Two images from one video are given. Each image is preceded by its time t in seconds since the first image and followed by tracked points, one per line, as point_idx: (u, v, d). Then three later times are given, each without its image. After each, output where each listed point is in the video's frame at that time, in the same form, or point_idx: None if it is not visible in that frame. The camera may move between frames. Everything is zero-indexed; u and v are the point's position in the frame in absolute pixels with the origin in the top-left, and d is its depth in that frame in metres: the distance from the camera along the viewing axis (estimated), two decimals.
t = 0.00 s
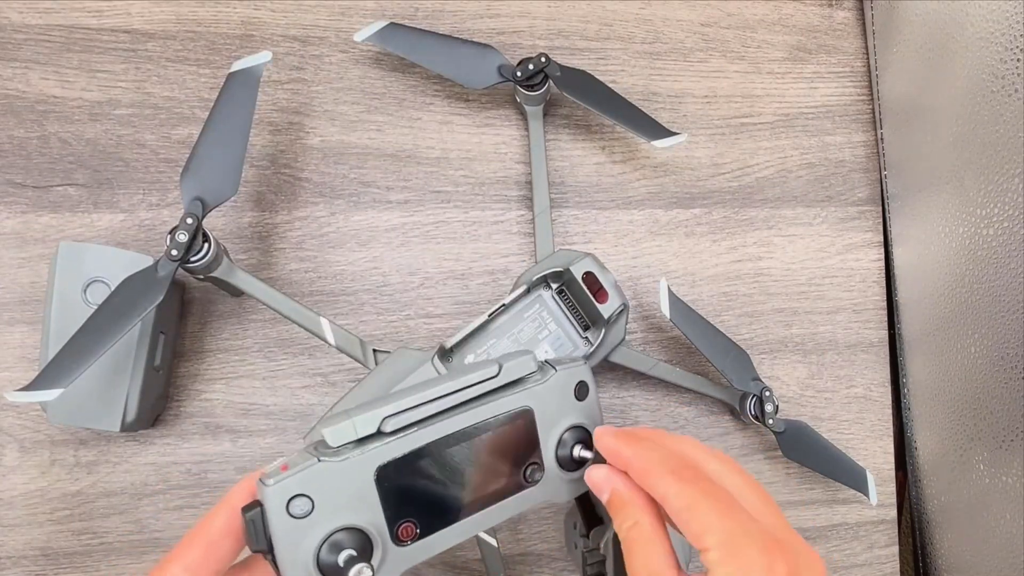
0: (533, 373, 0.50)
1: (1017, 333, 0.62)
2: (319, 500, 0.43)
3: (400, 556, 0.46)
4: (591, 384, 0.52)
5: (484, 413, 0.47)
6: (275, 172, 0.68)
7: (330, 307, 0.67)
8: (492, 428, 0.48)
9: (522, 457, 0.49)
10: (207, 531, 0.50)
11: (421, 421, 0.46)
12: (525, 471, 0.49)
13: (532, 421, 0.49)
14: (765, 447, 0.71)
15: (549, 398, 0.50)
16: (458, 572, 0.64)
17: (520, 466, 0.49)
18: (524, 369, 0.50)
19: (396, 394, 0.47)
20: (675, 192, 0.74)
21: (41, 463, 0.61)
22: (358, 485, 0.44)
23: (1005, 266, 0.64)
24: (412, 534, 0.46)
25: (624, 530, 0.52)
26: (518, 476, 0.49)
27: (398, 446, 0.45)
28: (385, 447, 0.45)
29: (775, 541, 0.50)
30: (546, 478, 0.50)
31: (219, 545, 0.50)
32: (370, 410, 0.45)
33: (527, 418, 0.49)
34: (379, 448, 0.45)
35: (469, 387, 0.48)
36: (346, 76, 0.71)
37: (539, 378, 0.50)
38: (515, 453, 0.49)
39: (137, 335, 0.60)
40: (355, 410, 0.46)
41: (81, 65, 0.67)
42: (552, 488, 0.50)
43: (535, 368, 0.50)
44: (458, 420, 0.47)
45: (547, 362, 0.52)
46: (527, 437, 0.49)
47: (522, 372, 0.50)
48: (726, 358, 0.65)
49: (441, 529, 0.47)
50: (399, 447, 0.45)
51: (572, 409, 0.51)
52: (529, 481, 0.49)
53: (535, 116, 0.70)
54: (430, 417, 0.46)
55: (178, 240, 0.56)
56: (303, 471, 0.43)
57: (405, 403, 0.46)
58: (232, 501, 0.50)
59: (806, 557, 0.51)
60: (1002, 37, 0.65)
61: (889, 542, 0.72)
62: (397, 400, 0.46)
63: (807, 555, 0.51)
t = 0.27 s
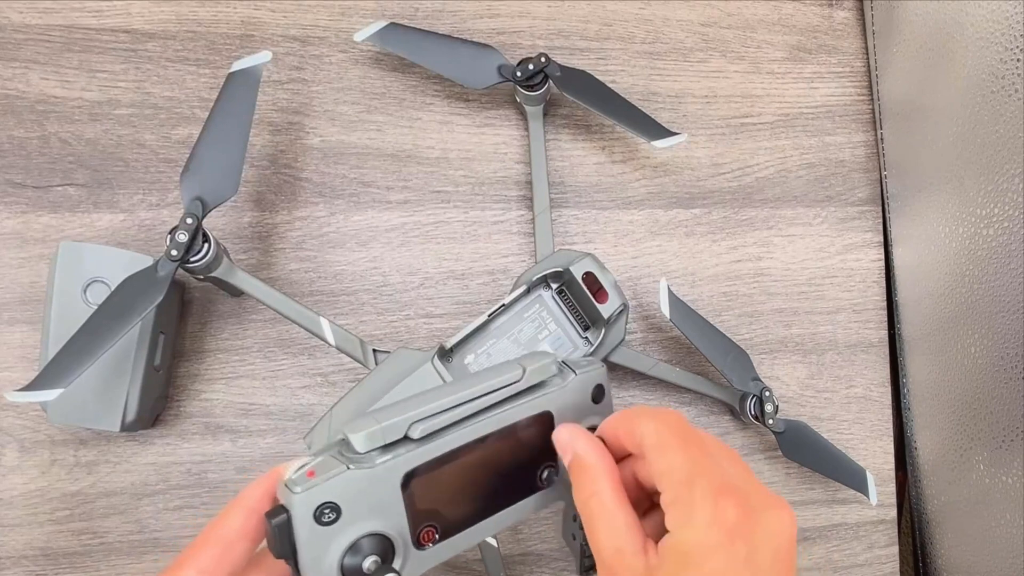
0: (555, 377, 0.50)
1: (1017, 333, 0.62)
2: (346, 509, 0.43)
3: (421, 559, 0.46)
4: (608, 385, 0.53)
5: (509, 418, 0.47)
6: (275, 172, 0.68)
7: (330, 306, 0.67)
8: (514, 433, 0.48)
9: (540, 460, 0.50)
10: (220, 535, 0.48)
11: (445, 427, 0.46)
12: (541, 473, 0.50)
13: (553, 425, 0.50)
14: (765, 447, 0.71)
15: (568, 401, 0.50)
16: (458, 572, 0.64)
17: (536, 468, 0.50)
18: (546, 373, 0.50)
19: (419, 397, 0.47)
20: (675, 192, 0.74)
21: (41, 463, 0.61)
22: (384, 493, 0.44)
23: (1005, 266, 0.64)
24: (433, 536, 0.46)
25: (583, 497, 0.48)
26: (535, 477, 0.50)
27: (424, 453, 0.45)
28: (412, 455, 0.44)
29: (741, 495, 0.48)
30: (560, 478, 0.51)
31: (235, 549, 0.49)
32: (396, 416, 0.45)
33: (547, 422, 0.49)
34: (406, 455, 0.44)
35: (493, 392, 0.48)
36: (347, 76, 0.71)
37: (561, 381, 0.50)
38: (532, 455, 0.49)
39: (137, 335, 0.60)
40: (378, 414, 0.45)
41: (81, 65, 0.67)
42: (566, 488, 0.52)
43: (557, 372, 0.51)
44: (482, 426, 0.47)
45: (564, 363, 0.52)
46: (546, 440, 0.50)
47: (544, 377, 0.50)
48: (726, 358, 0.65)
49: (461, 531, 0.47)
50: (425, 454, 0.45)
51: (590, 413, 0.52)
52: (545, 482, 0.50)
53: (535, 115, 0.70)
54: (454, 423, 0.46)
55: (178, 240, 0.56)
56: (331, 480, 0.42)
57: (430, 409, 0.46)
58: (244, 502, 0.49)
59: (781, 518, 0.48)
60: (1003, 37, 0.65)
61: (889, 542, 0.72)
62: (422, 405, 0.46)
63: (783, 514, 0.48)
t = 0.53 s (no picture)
0: (537, 355, 0.50)
1: (1017, 333, 0.62)
2: (324, 490, 0.43)
3: (407, 543, 0.46)
4: (593, 362, 0.52)
5: (489, 396, 0.47)
6: (275, 172, 0.68)
7: (330, 306, 0.67)
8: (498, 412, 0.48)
9: (525, 441, 0.49)
10: (200, 526, 0.50)
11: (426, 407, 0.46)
12: (528, 456, 0.49)
13: (537, 404, 0.49)
14: (765, 447, 0.71)
15: (551, 380, 0.50)
16: (458, 571, 0.64)
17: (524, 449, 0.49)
18: (527, 352, 0.49)
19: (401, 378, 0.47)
20: (675, 192, 0.74)
21: (41, 463, 0.61)
22: (363, 476, 0.44)
23: (1005, 266, 0.64)
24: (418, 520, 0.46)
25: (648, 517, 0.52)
26: (522, 460, 0.49)
27: (400, 433, 0.45)
28: (388, 435, 0.45)
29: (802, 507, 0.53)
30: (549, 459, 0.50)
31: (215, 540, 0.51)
32: (375, 396, 0.45)
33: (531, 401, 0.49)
34: (384, 434, 0.44)
35: (474, 370, 0.47)
36: (346, 76, 0.71)
37: (543, 359, 0.50)
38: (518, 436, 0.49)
39: (137, 335, 0.60)
40: (359, 396, 0.46)
41: (81, 65, 0.67)
42: (555, 471, 0.51)
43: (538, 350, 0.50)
44: (461, 405, 0.46)
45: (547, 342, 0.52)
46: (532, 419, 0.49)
47: (525, 355, 0.49)
48: (725, 359, 0.65)
49: (447, 515, 0.47)
50: (405, 433, 0.45)
51: (575, 391, 0.51)
52: (533, 464, 0.50)
53: (535, 115, 0.70)
54: (434, 403, 0.46)
55: (178, 240, 0.56)
56: (307, 462, 0.43)
57: (410, 388, 0.46)
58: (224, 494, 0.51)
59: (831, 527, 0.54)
60: (1003, 38, 0.65)
61: (889, 542, 0.72)
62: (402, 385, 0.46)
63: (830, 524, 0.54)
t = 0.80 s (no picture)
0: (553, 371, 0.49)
1: (1017, 333, 0.62)
2: (341, 514, 0.41)
3: (418, 563, 0.45)
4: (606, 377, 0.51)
5: (506, 414, 0.46)
6: (275, 172, 0.68)
7: (330, 306, 0.67)
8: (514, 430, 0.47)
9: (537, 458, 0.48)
10: (211, 544, 0.49)
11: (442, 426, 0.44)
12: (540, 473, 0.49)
13: (552, 421, 0.48)
14: (765, 447, 0.71)
15: (566, 396, 0.49)
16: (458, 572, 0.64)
17: (536, 465, 0.48)
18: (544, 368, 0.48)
19: (416, 395, 0.45)
20: (675, 192, 0.74)
21: (41, 463, 0.61)
22: (379, 498, 0.42)
23: (1005, 266, 0.64)
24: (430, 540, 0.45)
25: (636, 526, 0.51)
26: (535, 476, 0.48)
27: (417, 455, 0.43)
28: (405, 457, 0.43)
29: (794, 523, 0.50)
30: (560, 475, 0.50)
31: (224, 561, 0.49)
32: (392, 416, 0.43)
33: (546, 418, 0.48)
34: (401, 456, 0.43)
35: (492, 388, 0.46)
36: (346, 76, 0.71)
37: (559, 376, 0.49)
38: (532, 454, 0.48)
39: (137, 335, 0.60)
40: (373, 414, 0.44)
41: (81, 65, 0.67)
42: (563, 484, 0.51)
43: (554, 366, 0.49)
44: (479, 424, 0.45)
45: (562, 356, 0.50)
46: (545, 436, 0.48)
47: (542, 371, 0.48)
48: (725, 359, 0.65)
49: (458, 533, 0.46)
50: (422, 454, 0.43)
51: (589, 407, 0.50)
52: (543, 479, 0.49)
53: (535, 116, 0.70)
54: (451, 422, 0.44)
55: (178, 240, 0.56)
56: (324, 485, 0.41)
57: (427, 408, 0.44)
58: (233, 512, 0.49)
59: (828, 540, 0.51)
60: (1003, 38, 0.65)
61: (889, 542, 0.72)
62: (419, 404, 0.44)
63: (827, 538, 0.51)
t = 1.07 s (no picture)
0: (550, 385, 0.48)
1: (1017, 333, 0.62)
2: (342, 532, 0.40)
3: None
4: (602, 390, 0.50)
5: (504, 428, 0.44)
6: (275, 172, 0.68)
7: (330, 306, 0.67)
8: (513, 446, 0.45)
9: (537, 473, 0.47)
10: (208, 567, 0.44)
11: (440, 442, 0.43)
12: (538, 487, 0.47)
13: (551, 436, 0.47)
14: (765, 447, 0.71)
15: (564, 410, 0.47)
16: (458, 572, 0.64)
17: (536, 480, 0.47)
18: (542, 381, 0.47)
19: (414, 413, 0.44)
20: (675, 192, 0.74)
21: (41, 463, 0.61)
22: (380, 515, 0.41)
23: (1005, 266, 0.64)
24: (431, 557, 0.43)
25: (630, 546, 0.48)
26: (534, 490, 0.47)
27: (416, 471, 0.42)
28: (404, 473, 0.41)
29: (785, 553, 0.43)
30: (559, 489, 0.48)
31: None
32: (390, 433, 0.42)
33: (545, 433, 0.47)
34: (400, 473, 0.41)
35: (489, 404, 0.45)
36: (346, 76, 0.71)
37: (556, 390, 0.47)
38: (532, 467, 0.46)
39: (137, 335, 0.60)
40: (371, 433, 0.43)
41: (81, 65, 0.67)
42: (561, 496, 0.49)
43: (551, 379, 0.48)
44: (477, 439, 0.44)
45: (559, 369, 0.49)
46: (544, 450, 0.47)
47: (539, 386, 0.47)
48: (725, 359, 0.65)
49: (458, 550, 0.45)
50: (421, 472, 0.42)
51: (587, 420, 0.49)
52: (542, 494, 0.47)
53: (535, 116, 0.70)
54: (450, 439, 0.43)
55: (178, 240, 0.56)
56: (325, 504, 0.40)
57: (425, 425, 0.43)
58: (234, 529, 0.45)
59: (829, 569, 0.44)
60: (1003, 38, 0.65)
61: (889, 542, 0.72)
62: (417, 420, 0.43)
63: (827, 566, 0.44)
